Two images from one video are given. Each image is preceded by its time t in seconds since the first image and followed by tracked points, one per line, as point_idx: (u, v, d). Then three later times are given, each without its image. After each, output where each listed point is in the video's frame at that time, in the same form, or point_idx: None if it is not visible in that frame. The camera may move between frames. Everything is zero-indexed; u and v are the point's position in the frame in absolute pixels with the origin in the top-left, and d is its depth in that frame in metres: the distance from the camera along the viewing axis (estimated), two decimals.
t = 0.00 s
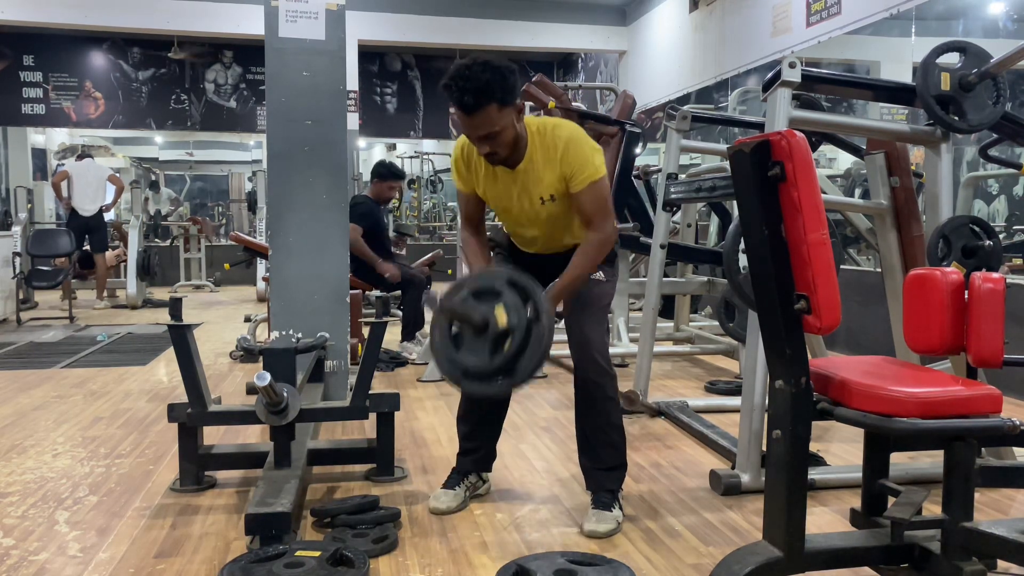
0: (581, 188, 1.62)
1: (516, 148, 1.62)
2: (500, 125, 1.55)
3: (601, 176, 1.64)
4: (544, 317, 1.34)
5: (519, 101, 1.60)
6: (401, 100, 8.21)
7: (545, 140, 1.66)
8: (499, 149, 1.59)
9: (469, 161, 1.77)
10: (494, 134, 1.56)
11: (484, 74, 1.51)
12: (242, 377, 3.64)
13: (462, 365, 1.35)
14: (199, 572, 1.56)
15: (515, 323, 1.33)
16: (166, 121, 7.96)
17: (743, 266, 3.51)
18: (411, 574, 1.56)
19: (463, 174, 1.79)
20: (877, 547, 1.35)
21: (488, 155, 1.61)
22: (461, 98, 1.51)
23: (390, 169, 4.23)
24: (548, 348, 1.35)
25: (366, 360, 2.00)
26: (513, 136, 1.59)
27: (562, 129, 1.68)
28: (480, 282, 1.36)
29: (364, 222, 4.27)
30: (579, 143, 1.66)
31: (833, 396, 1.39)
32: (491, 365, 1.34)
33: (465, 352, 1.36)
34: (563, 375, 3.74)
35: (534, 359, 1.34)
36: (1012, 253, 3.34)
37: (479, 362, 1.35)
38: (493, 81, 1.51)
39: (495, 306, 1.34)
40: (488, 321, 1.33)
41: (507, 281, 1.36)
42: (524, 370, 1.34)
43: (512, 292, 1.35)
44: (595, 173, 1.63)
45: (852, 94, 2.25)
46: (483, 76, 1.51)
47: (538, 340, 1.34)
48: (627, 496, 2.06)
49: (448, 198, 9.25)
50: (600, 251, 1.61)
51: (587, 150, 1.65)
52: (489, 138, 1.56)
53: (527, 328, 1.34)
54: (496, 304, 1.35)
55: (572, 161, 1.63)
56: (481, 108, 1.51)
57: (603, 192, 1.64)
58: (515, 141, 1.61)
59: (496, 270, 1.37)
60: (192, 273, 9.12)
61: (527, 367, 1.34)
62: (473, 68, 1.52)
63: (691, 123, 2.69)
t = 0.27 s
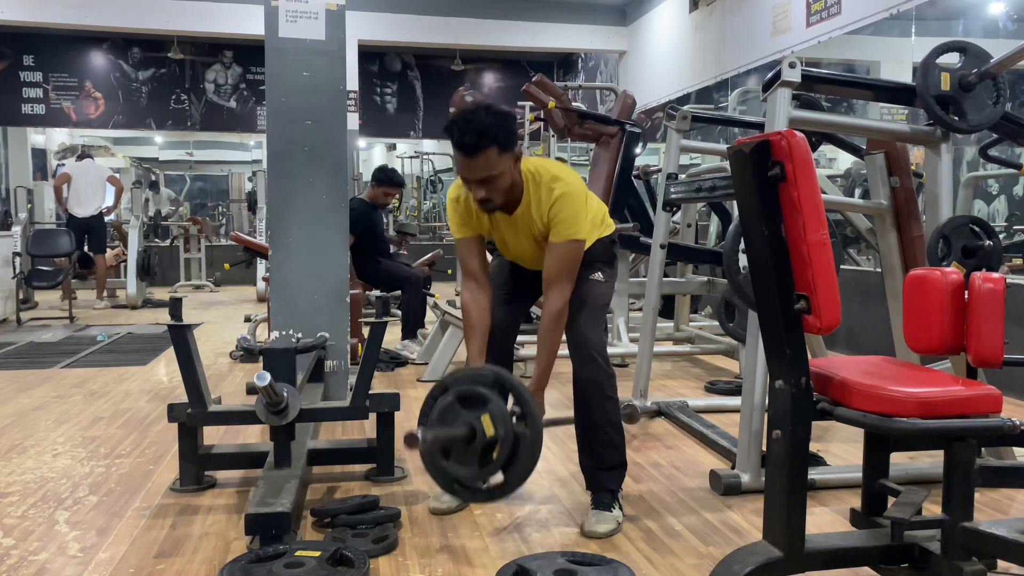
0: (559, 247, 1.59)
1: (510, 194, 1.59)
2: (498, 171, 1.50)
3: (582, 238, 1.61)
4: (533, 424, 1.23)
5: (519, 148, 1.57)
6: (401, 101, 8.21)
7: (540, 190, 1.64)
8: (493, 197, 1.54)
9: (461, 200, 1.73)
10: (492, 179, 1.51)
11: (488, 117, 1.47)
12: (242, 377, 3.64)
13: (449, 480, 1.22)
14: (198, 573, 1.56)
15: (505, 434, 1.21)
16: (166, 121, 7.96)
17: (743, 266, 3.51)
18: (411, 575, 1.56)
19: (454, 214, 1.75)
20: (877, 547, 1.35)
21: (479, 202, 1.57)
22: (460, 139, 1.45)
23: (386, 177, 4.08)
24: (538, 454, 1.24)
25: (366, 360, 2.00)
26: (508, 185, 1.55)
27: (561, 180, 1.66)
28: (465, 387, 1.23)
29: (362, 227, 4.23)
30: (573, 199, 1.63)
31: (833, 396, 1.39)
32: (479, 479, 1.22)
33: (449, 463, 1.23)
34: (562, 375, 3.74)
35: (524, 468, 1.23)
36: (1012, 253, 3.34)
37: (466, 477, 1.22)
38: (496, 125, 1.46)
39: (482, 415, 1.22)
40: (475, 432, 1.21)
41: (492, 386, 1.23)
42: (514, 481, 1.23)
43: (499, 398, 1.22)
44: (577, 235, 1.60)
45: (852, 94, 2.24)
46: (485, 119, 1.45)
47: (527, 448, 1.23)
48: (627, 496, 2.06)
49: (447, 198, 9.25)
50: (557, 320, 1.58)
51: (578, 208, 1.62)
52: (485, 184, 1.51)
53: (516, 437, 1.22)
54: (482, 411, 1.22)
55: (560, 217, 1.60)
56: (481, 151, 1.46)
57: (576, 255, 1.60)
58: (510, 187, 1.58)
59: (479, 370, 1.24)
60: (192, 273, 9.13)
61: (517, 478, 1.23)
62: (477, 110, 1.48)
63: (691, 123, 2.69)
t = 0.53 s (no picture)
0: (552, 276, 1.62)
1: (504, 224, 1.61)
2: (492, 202, 1.54)
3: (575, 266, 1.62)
4: (526, 456, 1.35)
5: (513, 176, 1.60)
6: (401, 101, 8.21)
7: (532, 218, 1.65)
8: (488, 229, 1.57)
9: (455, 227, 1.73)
10: (486, 211, 1.54)
11: (481, 151, 1.51)
12: (242, 377, 3.64)
13: (450, 512, 1.38)
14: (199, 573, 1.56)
15: (497, 470, 1.34)
16: (166, 121, 7.95)
17: (743, 266, 3.51)
18: (411, 574, 1.56)
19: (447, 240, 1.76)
20: (877, 547, 1.35)
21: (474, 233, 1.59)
22: (455, 172, 1.50)
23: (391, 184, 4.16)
24: (534, 484, 1.36)
25: (366, 360, 2.00)
26: (503, 216, 1.58)
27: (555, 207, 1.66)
28: (456, 428, 1.39)
29: (362, 232, 4.24)
30: (567, 226, 1.63)
31: (832, 397, 1.39)
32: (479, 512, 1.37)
33: (453, 498, 1.39)
34: (562, 375, 3.74)
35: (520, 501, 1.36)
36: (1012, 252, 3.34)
37: (467, 509, 1.37)
38: (489, 158, 1.51)
39: (474, 451, 1.37)
40: (469, 467, 1.36)
41: (486, 422, 1.38)
42: (513, 512, 1.36)
43: (490, 435, 1.36)
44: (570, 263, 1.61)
45: (852, 95, 2.24)
46: (479, 153, 1.51)
47: (522, 479, 1.35)
48: (628, 496, 2.06)
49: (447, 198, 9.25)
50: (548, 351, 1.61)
51: (571, 235, 1.63)
52: (480, 215, 1.55)
53: (510, 470, 1.35)
54: (476, 448, 1.37)
55: (553, 246, 1.61)
56: (476, 182, 1.51)
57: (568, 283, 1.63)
58: (505, 218, 1.60)
59: (471, 408, 1.40)
60: (192, 273, 9.13)
61: (516, 508, 1.36)
62: (470, 144, 1.52)
63: (691, 123, 2.69)
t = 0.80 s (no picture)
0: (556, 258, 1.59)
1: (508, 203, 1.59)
2: (496, 178, 1.50)
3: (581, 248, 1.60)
4: (529, 429, 1.25)
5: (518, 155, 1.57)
6: (401, 101, 8.21)
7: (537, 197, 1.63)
8: (491, 205, 1.54)
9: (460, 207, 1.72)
10: (489, 186, 1.50)
11: (486, 124, 1.47)
12: (242, 377, 3.64)
13: (447, 490, 1.25)
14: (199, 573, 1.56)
15: (500, 445, 1.23)
16: (166, 121, 7.95)
17: (744, 266, 3.51)
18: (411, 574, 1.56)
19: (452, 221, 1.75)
20: (877, 547, 1.35)
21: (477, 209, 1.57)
22: (459, 145, 1.46)
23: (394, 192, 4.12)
24: (536, 459, 1.27)
25: (366, 360, 2.00)
26: (507, 194, 1.55)
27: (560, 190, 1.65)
28: (459, 400, 1.25)
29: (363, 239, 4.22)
30: (572, 209, 1.62)
31: (832, 396, 1.39)
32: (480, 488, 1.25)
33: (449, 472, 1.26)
34: (562, 375, 3.74)
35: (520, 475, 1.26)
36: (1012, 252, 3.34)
37: (465, 485, 1.25)
38: (494, 132, 1.47)
39: (476, 424, 1.24)
40: (470, 441, 1.24)
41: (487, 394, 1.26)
42: (513, 488, 1.26)
43: (494, 407, 1.24)
44: (575, 245, 1.59)
45: (852, 94, 2.24)
46: (486, 126, 1.46)
47: (524, 453, 1.25)
48: (628, 495, 2.06)
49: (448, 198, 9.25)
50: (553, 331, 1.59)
51: (576, 219, 1.61)
52: (483, 191, 1.52)
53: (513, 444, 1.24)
54: (478, 420, 1.24)
55: (558, 228, 1.60)
56: (480, 156, 1.46)
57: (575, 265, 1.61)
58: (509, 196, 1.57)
59: (473, 380, 1.26)
60: (192, 273, 9.13)
61: (516, 484, 1.26)
62: (475, 118, 1.48)
63: (691, 123, 2.69)
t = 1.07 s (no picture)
0: (582, 184, 1.62)
1: (516, 134, 1.62)
2: (500, 109, 1.54)
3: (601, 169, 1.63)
4: (541, 305, 1.38)
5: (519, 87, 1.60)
6: (401, 101, 8.21)
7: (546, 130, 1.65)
8: (498, 134, 1.59)
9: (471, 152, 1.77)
10: (493, 118, 1.55)
11: (484, 58, 1.51)
12: (242, 377, 3.64)
13: (459, 348, 1.41)
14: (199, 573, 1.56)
15: (513, 310, 1.37)
16: (166, 121, 7.95)
17: (744, 266, 3.51)
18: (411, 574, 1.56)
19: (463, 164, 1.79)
20: (877, 547, 1.35)
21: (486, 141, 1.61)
22: (461, 81, 1.51)
23: (397, 201, 4.18)
24: (545, 334, 1.38)
25: (366, 360, 2.00)
26: (513, 124, 1.59)
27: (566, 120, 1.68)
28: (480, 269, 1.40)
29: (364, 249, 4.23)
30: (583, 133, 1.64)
31: (833, 396, 1.39)
32: (490, 349, 1.39)
33: (463, 334, 1.42)
34: (562, 375, 3.75)
35: (528, 347, 1.38)
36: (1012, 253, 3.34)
37: (476, 345, 1.40)
38: (494, 65, 1.51)
39: (493, 292, 1.39)
40: (487, 306, 1.38)
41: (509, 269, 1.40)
42: (520, 356, 1.38)
43: (511, 280, 1.39)
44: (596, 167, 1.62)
45: (852, 95, 2.24)
46: (483, 59, 1.51)
47: (535, 325, 1.38)
48: (628, 495, 2.06)
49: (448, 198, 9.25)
50: (599, 247, 1.62)
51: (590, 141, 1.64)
52: (488, 123, 1.56)
53: (525, 314, 1.37)
54: (495, 289, 1.39)
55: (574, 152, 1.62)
56: (480, 91, 1.51)
57: (603, 185, 1.63)
58: (514, 130, 1.60)
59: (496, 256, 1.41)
60: (192, 273, 9.12)
61: (523, 353, 1.38)
62: (474, 51, 1.52)
63: (691, 123, 2.69)
